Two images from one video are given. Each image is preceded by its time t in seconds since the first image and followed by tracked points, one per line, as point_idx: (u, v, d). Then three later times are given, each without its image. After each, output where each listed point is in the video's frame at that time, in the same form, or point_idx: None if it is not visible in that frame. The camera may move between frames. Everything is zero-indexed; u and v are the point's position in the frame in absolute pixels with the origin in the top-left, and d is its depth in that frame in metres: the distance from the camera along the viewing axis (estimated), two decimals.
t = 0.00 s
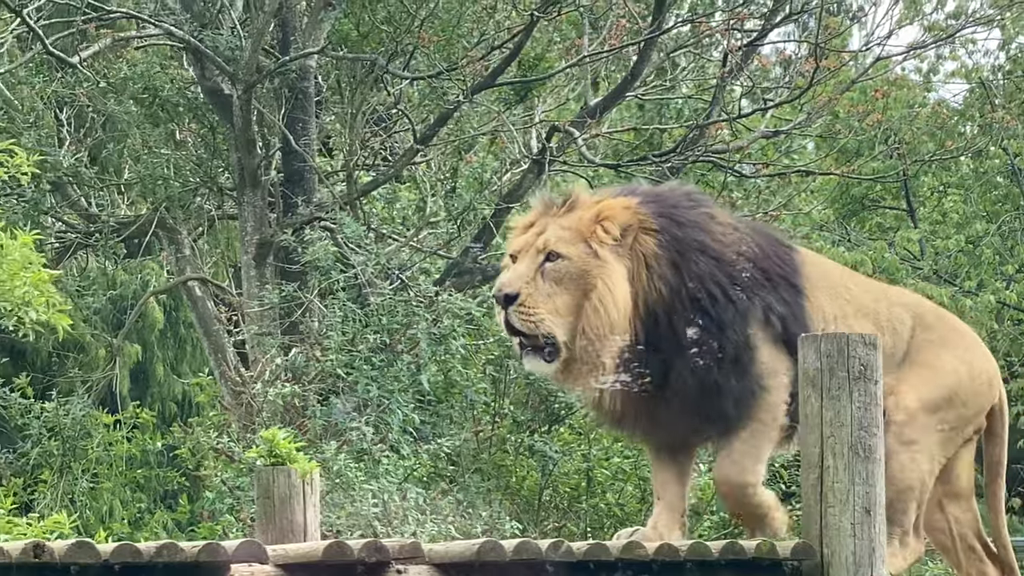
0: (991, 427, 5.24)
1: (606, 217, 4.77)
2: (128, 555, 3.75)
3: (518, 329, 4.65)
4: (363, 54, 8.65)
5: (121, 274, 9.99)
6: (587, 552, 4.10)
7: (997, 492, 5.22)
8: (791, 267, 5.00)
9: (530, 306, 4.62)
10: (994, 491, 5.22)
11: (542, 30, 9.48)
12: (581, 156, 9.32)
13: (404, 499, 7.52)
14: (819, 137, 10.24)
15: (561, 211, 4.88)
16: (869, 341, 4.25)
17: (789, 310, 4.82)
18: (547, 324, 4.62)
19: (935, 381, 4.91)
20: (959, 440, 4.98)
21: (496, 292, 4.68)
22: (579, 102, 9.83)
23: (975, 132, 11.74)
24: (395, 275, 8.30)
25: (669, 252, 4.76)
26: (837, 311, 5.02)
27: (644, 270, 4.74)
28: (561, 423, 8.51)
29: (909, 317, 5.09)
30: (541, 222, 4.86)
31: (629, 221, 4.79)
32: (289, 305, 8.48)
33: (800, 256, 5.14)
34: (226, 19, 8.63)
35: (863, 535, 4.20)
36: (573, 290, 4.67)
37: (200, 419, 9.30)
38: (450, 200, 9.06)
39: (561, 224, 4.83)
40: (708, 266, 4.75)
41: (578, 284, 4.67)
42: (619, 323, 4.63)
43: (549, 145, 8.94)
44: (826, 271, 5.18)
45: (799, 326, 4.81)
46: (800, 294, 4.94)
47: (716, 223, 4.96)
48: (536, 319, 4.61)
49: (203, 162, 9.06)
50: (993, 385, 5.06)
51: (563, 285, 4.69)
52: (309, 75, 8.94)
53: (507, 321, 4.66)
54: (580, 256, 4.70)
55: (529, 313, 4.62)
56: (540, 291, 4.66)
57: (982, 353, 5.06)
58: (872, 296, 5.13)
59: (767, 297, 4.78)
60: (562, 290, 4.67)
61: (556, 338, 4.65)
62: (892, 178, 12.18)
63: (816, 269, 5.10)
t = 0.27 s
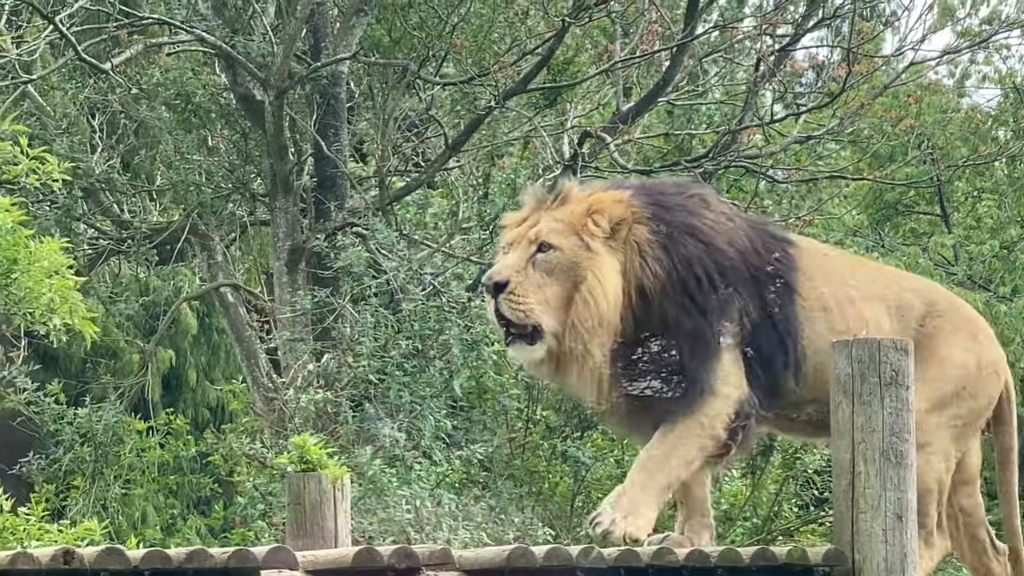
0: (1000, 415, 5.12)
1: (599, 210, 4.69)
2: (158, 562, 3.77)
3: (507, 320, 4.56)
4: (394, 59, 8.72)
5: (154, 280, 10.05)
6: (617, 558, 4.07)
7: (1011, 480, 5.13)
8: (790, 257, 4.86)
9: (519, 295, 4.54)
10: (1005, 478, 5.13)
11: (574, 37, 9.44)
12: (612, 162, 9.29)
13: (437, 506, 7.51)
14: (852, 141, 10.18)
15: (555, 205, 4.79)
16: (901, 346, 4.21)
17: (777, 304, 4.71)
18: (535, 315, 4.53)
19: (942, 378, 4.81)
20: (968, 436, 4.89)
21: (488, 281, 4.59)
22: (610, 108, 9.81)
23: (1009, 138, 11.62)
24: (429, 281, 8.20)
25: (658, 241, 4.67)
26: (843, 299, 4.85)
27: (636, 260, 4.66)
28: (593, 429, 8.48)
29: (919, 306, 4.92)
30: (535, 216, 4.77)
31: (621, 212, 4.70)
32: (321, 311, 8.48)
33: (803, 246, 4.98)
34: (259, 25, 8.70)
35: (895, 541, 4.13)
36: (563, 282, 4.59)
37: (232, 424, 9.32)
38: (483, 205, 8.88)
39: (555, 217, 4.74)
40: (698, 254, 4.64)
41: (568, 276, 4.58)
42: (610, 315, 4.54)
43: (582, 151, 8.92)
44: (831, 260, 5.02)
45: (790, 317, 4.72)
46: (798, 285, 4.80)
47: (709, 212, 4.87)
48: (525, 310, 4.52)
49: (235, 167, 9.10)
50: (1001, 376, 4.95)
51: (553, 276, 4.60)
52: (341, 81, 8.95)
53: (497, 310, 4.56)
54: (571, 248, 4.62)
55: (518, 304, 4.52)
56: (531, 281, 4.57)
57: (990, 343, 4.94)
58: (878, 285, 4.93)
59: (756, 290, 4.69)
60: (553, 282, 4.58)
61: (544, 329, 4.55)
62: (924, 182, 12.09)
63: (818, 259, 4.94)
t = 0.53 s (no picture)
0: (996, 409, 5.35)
1: (615, 212, 4.84)
2: (187, 569, 3.88)
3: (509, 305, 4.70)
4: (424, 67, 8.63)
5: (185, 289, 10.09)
6: (647, 566, 4.03)
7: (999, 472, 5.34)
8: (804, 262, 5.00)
9: (525, 282, 4.67)
10: (995, 469, 5.34)
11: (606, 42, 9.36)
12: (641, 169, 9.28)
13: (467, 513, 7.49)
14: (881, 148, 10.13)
15: (572, 202, 4.95)
16: (930, 354, 4.18)
17: (784, 311, 4.88)
18: (540, 305, 4.66)
19: (958, 380, 4.93)
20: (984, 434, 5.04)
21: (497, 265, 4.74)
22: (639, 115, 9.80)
23: None
24: (458, 289, 8.12)
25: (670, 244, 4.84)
26: (856, 302, 4.97)
27: (647, 263, 4.82)
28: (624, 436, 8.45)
29: (932, 306, 5.05)
30: (551, 209, 4.92)
31: (636, 216, 4.85)
32: (351, 319, 8.47)
33: (814, 249, 5.12)
34: (288, 34, 8.71)
35: (925, 549, 4.10)
36: (570, 275, 4.72)
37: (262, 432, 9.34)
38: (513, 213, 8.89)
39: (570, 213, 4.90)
40: (710, 260, 4.82)
41: (576, 269, 4.72)
42: (614, 312, 4.69)
43: (611, 159, 8.91)
44: (841, 261, 5.14)
45: (797, 324, 4.87)
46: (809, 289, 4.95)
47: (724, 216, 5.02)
48: (529, 297, 4.66)
49: (264, 175, 9.14)
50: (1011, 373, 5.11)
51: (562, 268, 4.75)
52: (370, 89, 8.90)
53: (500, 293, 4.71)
54: (583, 244, 4.76)
55: (524, 291, 4.66)
56: (538, 268, 4.70)
57: (1000, 341, 5.10)
58: (894, 286, 5.06)
59: (763, 297, 4.86)
60: (559, 272, 4.71)
61: (546, 317, 4.68)
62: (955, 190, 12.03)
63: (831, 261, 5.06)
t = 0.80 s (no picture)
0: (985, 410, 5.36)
1: (630, 212, 4.77)
2: None
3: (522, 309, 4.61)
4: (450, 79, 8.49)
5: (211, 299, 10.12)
6: None
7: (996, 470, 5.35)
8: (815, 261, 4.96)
9: (538, 284, 4.58)
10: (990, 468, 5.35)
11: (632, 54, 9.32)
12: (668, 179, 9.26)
13: (493, 524, 7.45)
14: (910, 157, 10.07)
15: (586, 204, 4.88)
16: (956, 365, 4.13)
17: (800, 312, 4.81)
18: (554, 307, 4.57)
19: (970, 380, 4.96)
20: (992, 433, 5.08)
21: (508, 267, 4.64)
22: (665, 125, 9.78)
23: None
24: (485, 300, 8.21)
25: (685, 245, 4.78)
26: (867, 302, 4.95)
27: (662, 264, 4.75)
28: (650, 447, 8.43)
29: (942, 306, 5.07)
30: (564, 212, 4.85)
31: (651, 218, 4.80)
32: (376, 330, 8.48)
33: (823, 250, 5.10)
34: (313, 44, 8.71)
35: (951, 560, 4.06)
36: (584, 276, 4.63)
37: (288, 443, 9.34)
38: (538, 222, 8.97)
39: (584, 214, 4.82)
40: (726, 261, 4.76)
41: (590, 271, 4.63)
42: (629, 314, 4.61)
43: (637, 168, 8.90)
44: (849, 263, 5.11)
45: (813, 325, 4.82)
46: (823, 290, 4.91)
47: (736, 218, 4.97)
48: (542, 299, 4.56)
49: (291, 186, 9.16)
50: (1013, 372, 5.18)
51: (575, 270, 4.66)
52: (395, 100, 8.99)
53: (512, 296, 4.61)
54: (597, 244, 4.68)
55: (537, 294, 4.56)
56: (551, 269, 4.61)
57: (1001, 342, 5.16)
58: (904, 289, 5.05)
59: (779, 298, 4.79)
60: (573, 274, 4.62)
61: (559, 320, 4.59)
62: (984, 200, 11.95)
63: (840, 261, 5.04)
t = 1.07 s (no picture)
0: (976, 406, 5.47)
1: (636, 216, 4.77)
2: None
3: (536, 322, 4.57)
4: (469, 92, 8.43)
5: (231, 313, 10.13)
6: None
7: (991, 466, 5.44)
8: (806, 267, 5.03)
9: (552, 297, 4.54)
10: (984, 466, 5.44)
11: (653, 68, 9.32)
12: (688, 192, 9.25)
13: (515, 539, 7.40)
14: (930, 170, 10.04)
15: (589, 208, 4.89)
16: (976, 379, 4.08)
17: (799, 313, 4.87)
18: (568, 318, 4.54)
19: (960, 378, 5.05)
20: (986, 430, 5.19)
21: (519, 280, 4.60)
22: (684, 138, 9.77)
23: None
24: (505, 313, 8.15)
25: (691, 248, 4.80)
26: (857, 307, 5.03)
27: (670, 269, 4.75)
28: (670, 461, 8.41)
29: (924, 309, 5.17)
30: (569, 219, 4.84)
31: (657, 222, 4.80)
32: (397, 343, 8.54)
33: (812, 255, 5.16)
34: (333, 58, 8.69)
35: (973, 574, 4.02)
36: (596, 284, 4.60)
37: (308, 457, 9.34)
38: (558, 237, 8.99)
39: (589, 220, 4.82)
40: (730, 263, 4.79)
41: (602, 279, 4.61)
42: (642, 323, 4.59)
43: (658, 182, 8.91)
44: (840, 268, 5.19)
45: (812, 326, 4.88)
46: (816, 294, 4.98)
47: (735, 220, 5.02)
48: (557, 311, 4.53)
49: (311, 200, 9.19)
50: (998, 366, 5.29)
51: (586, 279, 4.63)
52: (416, 114, 8.96)
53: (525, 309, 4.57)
54: (607, 251, 4.65)
55: (551, 306, 4.53)
56: (564, 281, 4.58)
57: (984, 339, 5.24)
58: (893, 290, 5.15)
59: (781, 300, 4.84)
60: (586, 282, 4.60)
61: (575, 332, 4.57)
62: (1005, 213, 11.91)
63: (828, 267, 5.12)
